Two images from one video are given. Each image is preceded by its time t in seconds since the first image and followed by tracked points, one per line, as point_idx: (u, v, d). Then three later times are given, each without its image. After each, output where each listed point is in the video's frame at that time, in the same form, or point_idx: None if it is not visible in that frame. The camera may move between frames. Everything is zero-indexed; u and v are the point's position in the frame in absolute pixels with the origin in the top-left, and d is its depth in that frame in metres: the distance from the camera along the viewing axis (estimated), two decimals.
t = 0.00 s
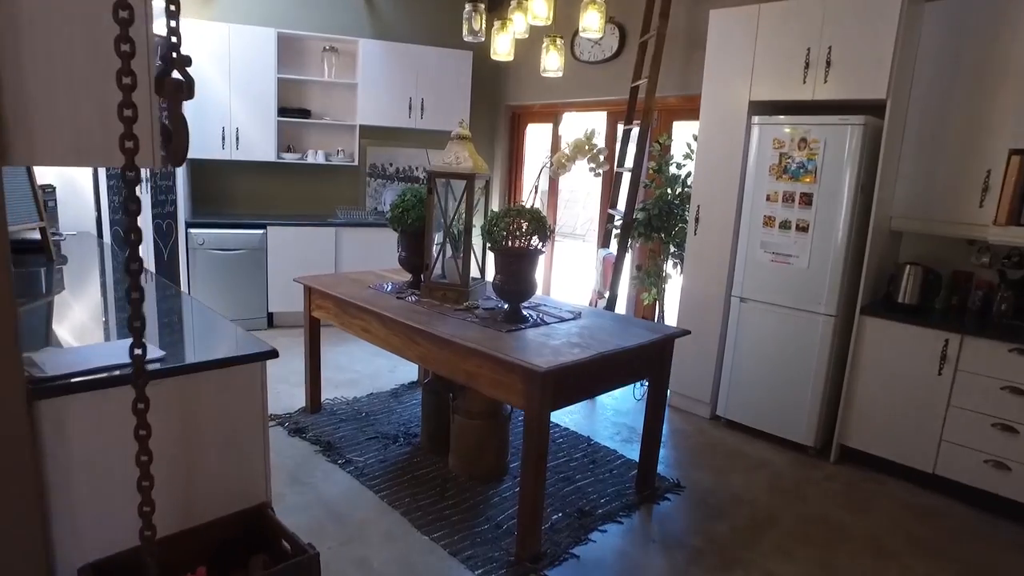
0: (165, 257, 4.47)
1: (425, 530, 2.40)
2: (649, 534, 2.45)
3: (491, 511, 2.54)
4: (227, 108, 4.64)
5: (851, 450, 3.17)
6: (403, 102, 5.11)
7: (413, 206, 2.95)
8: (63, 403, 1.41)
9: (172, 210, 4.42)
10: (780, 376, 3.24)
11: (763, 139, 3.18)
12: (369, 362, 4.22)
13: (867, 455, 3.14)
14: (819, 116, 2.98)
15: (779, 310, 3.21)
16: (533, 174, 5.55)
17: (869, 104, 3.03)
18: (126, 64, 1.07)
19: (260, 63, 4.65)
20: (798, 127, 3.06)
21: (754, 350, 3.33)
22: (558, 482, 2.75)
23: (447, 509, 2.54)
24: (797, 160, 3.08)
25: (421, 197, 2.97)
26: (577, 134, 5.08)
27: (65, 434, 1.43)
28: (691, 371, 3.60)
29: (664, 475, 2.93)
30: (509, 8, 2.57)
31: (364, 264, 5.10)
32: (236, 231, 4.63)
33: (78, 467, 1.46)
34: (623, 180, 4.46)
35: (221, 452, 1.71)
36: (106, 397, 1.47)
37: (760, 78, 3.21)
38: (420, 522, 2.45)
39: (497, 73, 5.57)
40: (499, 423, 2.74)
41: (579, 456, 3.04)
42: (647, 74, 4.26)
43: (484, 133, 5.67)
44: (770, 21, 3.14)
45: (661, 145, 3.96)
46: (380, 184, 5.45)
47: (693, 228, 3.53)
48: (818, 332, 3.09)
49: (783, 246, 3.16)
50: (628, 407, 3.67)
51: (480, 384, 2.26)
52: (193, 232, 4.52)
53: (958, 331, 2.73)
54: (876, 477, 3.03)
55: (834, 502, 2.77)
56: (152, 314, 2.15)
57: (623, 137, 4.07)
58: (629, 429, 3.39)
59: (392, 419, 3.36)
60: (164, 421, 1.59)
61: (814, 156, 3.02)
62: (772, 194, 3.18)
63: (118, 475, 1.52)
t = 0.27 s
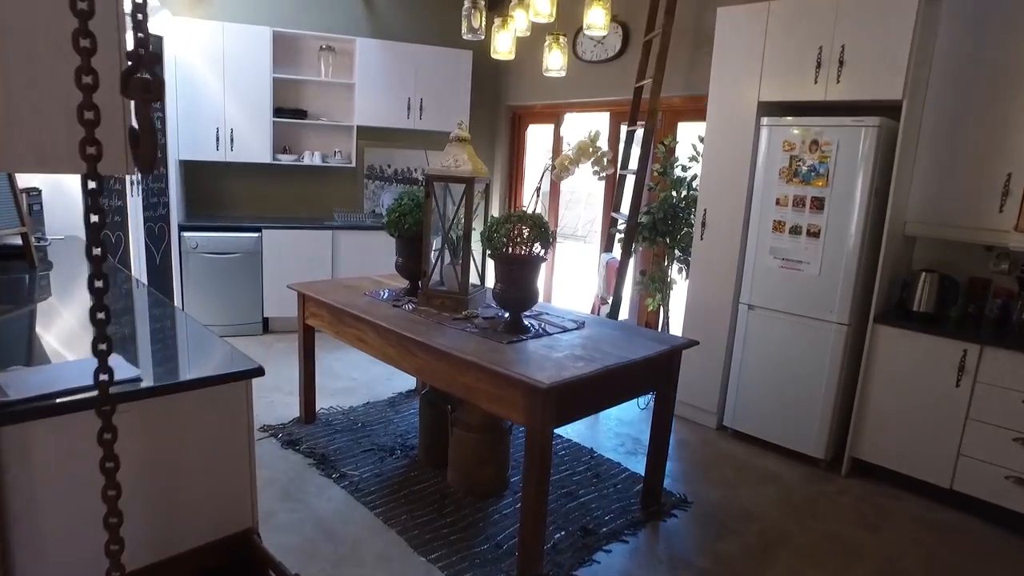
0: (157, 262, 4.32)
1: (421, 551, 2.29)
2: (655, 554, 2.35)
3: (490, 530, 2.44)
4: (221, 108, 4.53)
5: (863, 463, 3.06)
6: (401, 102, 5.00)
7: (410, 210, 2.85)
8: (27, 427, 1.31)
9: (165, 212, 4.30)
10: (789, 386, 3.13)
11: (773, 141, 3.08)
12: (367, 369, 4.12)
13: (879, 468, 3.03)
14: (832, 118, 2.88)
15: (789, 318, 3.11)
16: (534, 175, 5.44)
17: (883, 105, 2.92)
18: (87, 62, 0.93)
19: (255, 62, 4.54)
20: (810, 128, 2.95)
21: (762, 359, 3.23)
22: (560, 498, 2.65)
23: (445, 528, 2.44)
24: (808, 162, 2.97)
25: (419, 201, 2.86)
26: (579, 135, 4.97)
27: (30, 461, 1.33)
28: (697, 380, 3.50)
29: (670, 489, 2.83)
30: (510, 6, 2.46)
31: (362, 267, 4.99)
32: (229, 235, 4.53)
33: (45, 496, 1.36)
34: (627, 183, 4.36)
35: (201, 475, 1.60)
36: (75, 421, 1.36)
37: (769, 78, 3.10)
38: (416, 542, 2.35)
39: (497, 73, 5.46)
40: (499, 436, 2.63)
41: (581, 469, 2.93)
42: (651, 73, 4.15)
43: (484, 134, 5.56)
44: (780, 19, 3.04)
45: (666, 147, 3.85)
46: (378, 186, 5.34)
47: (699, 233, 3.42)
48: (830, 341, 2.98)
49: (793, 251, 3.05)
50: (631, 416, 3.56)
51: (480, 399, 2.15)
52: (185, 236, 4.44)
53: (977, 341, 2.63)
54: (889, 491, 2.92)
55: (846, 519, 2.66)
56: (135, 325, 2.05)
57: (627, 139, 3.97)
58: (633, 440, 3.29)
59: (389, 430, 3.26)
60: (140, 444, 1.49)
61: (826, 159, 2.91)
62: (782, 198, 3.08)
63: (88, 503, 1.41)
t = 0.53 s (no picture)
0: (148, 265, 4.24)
1: (416, 569, 2.19)
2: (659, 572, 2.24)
3: (488, 545, 2.34)
4: (214, 107, 4.43)
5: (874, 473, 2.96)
6: (399, 101, 4.91)
7: (406, 212, 2.75)
8: None
9: (157, 213, 4.21)
10: (798, 394, 3.03)
11: (780, 141, 2.98)
12: (362, 374, 4.02)
13: (891, 479, 2.93)
14: (842, 116, 2.78)
15: (797, 323, 3.01)
16: (535, 175, 5.34)
17: (895, 103, 2.82)
18: (36, 50, 0.78)
19: (250, 60, 4.44)
20: (819, 127, 2.85)
21: (769, 365, 3.13)
22: (561, 512, 2.54)
23: (440, 543, 2.34)
24: (818, 162, 2.87)
25: (414, 202, 2.76)
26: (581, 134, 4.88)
27: None
28: (702, 386, 3.40)
29: (675, 502, 2.72)
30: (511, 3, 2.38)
31: (359, 269, 4.90)
32: (222, 236, 4.43)
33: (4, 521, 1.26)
34: (629, 183, 4.26)
35: (179, 495, 1.51)
36: (36, 441, 1.26)
37: (776, 75, 3.00)
38: (411, 558, 2.25)
39: (496, 72, 5.37)
40: (496, 447, 2.53)
41: (583, 480, 2.83)
42: (654, 72, 4.05)
43: (484, 134, 5.47)
44: (788, 15, 2.94)
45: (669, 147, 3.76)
46: (375, 187, 5.25)
47: (704, 235, 3.33)
48: (840, 347, 2.88)
49: (802, 255, 2.95)
50: (634, 424, 3.46)
51: (477, 410, 2.05)
52: (178, 237, 4.33)
53: (995, 348, 2.52)
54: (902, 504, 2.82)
55: (858, 533, 2.56)
56: (113, 333, 1.95)
57: (629, 139, 3.87)
58: (636, 448, 3.19)
59: (384, 438, 3.16)
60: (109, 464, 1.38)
61: (837, 159, 2.81)
62: (790, 199, 2.98)
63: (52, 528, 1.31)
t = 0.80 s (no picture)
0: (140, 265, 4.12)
1: None
2: None
3: (486, 558, 2.24)
4: (208, 105, 4.34)
5: (886, 481, 2.87)
6: (397, 99, 4.82)
7: (401, 213, 2.66)
8: None
9: (148, 213, 4.12)
10: (806, 399, 2.94)
11: (788, 139, 2.89)
12: (359, 378, 3.93)
13: (902, 487, 2.84)
14: (853, 113, 2.68)
15: (805, 327, 2.91)
16: (535, 175, 5.26)
17: (907, 99, 2.72)
18: None
19: (244, 57, 4.35)
20: (829, 125, 2.76)
21: (776, 370, 3.03)
22: (561, 523, 2.45)
23: (436, 556, 2.25)
24: (827, 161, 2.78)
25: (410, 203, 2.67)
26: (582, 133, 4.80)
27: None
28: (706, 392, 3.31)
29: (680, 512, 2.63)
30: None
31: (356, 270, 4.81)
32: (215, 237, 4.34)
33: None
34: (631, 183, 4.17)
35: (155, 512, 1.41)
36: None
37: (784, 71, 2.91)
38: (405, 573, 2.16)
39: (496, 70, 5.28)
40: (495, 456, 2.44)
41: (584, 489, 2.74)
42: (657, 69, 3.97)
43: (483, 133, 5.38)
44: (796, 9, 2.85)
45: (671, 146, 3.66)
46: (373, 187, 5.16)
47: (709, 236, 3.24)
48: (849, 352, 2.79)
49: (810, 256, 2.86)
50: (636, 430, 3.37)
51: (474, 420, 1.96)
52: (171, 238, 4.26)
53: (1013, 354, 2.43)
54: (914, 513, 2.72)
55: (869, 544, 2.47)
56: (92, 338, 1.86)
57: (632, 137, 3.78)
58: (639, 456, 3.09)
59: (379, 445, 3.07)
60: (78, 480, 1.29)
61: (847, 158, 2.71)
62: (798, 199, 2.89)
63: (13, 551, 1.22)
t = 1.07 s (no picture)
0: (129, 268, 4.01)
1: None
2: None
3: None
4: (199, 102, 4.22)
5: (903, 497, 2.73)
6: (394, 97, 4.70)
7: (394, 214, 2.54)
8: None
9: (136, 214, 4.00)
10: (818, 410, 2.80)
11: (799, 138, 2.76)
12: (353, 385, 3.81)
13: (919, 503, 2.70)
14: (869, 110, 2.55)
15: (817, 334, 2.78)
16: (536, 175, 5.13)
17: (925, 96, 2.59)
18: None
19: (236, 53, 4.23)
20: (843, 122, 2.62)
21: (787, 380, 2.90)
22: (561, 543, 2.32)
23: None
24: (841, 160, 2.64)
25: (403, 204, 2.55)
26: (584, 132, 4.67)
27: None
28: (713, 401, 3.18)
29: (686, 529, 2.50)
30: None
31: (351, 273, 4.69)
32: (206, 239, 4.22)
33: None
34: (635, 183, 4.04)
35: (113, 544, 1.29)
36: None
37: (794, 67, 2.78)
38: None
39: (497, 68, 5.16)
40: (491, 471, 2.31)
41: (586, 505, 2.61)
42: (661, 66, 3.84)
43: (483, 132, 5.26)
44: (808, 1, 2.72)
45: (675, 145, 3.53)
46: (370, 187, 5.04)
47: (716, 238, 3.10)
48: (864, 361, 2.65)
49: (823, 260, 2.72)
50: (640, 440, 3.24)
51: (468, 437, 1.83)
52: (160, 240, 4.15)
53: None
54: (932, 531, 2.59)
55: (886, 565, 2.33)
56: (57, 347, 1.73)
57: (635, 136, 3.65)
58: (643, 468, 2.96)
59: (372, 456, 2.94)
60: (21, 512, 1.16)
61: (862, 157, 2.58)
62: (810, 201, 2.75)
63: None
